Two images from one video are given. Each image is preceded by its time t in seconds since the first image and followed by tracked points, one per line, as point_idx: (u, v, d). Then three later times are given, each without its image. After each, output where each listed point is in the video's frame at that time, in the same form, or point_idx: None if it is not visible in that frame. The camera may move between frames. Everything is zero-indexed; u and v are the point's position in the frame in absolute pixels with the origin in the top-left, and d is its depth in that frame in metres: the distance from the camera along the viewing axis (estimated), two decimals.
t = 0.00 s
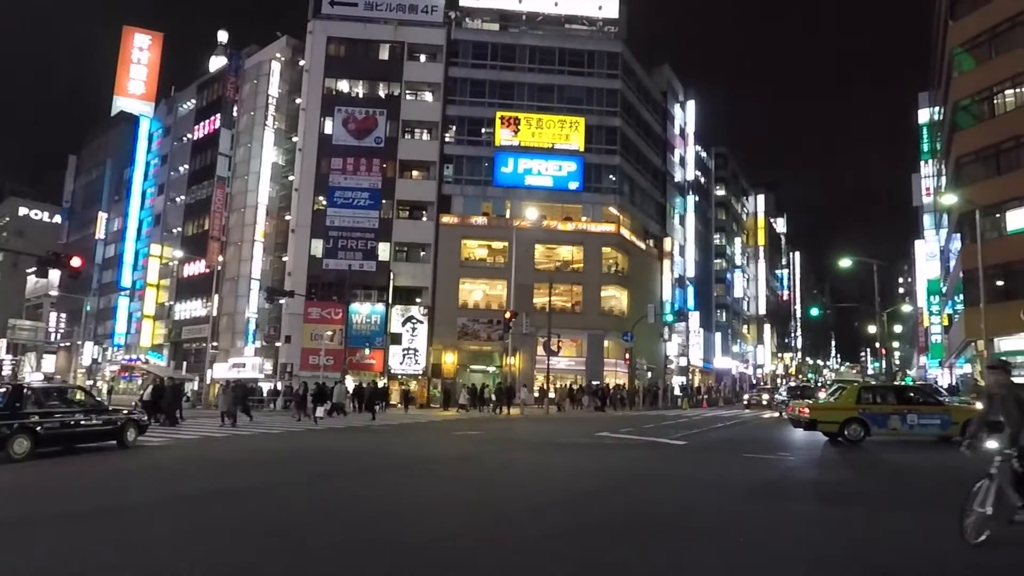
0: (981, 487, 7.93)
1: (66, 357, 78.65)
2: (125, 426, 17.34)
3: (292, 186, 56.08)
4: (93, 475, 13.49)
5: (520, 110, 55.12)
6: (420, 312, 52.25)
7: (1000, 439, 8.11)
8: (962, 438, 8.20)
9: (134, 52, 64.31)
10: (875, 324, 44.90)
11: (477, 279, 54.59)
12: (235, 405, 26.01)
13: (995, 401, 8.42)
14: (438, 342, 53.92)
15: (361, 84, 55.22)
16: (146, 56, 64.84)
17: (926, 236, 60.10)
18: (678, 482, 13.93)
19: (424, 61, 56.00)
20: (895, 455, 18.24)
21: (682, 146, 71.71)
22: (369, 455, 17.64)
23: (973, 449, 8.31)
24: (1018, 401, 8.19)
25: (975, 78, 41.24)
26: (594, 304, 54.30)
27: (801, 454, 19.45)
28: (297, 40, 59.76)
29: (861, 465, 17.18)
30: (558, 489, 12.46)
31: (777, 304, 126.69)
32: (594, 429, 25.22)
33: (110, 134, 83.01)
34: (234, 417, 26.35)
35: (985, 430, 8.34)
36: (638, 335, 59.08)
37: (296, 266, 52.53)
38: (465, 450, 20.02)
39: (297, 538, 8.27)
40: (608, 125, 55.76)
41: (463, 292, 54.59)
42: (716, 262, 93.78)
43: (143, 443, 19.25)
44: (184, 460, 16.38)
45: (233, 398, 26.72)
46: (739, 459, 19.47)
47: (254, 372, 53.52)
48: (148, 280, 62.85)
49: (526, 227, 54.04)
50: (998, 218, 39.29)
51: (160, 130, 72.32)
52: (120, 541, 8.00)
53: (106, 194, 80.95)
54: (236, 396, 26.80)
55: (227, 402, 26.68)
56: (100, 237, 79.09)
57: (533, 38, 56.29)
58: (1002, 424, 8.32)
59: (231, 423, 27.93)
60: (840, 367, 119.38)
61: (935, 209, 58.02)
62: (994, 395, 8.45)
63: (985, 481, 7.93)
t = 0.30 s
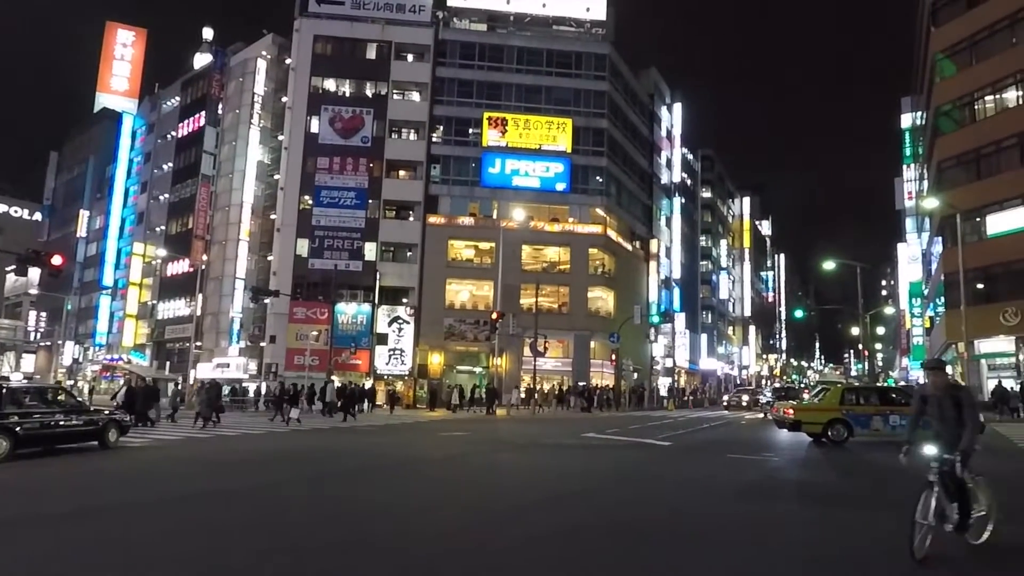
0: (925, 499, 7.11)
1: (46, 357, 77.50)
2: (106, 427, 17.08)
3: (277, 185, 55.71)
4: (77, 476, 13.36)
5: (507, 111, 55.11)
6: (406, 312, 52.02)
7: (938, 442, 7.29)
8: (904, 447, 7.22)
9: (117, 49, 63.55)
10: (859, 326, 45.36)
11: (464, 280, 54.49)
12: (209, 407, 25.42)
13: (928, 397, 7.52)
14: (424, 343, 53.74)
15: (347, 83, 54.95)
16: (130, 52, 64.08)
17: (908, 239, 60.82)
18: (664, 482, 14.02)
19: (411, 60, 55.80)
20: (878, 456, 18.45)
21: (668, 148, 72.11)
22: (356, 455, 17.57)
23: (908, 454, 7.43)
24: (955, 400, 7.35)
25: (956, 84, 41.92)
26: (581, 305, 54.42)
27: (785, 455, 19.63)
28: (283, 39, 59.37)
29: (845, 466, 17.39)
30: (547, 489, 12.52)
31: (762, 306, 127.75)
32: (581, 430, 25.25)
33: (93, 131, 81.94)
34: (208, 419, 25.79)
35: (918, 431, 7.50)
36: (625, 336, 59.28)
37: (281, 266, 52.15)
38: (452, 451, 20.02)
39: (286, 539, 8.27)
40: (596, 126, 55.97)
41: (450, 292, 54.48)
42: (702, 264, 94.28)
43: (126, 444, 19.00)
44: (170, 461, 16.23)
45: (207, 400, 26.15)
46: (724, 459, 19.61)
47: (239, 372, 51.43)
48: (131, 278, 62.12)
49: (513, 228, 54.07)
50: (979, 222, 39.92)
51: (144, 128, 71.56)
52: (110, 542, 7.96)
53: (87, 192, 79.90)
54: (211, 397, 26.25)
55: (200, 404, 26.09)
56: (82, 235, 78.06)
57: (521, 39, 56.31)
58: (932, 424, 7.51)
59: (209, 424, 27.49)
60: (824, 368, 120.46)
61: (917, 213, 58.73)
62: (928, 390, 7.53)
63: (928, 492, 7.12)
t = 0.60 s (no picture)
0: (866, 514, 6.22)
1: (32, 356, 76.70)
2: (93, 427, 16.95)
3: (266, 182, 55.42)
4: (63, 475, 13.24)
5: (498, 110, 55.08)
6: (396, 312, 52.03)
7: (875, 448, 6.40)
8: (839, 458, 6.32)
9: (105, 45, 63.13)
10: (846, 327, 45.69)
11: (455, 280, 54.40)
12: (187, 407, 25.03)
13: (862, 398, 6.64)
14: (415, 343, 53.64)
15: (338, 82, 54.70)
16: (117, 49, 63.70)
17: (896, 240, 61.31)
18: (654, 482, 14.05)
19: (402, 59, 55.63)
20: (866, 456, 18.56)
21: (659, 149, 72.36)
22: (346, 456, 17.49)
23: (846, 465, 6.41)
24: (893, 400, 6.51)
25: (944, 87, 42.31)
26: (572, 305, 54.49)
27: (774, 454, 19.74)
28: (273, 36, 59.07)
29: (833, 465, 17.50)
30: (536, 489, 12.53)
31: (751, 306, 128.44)
32: (572, 430, 25.28)
33: (80, 128, 81.24)
34: (184, 420, 25.32)
35: (853, 438, 6.61)
36: (615, 336, 59.38)
37: (271, 264, 51.88)
38: (441, 451, 19.99)
39: (276, 539, 8.24)
40: (587, 126, 56.02)
41: (440, 292, 54.36)
42: (692, 264, 94.56)
43: (113, 444, 18.84)
44: (158, 461, 16.12)
45: (184, 400, 25.73)
46: (713, 459, 19.66)
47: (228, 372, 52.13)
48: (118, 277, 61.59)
49: (504, 228, 54.04)
50: (965, 224, 40.28)
51: (132, 125, 71.05)
52: (97, 541, 7.91)
53: (74, 190, 79.16)
54: (185, 398, 25.57)
55: (181, 405, 25.73)
56: (69, 234, 77.35)
57: (512, 39, 56.28)
58: (868, 429, 6.61)
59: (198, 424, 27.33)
60: (813, 369, 121.32)
61: (905, 215, 59.18)
62: (862, 391, 6.64)
63: (870, 506, 6.26)
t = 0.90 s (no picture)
0: (779, 526, 5.80)
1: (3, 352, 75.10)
2: (67, 424, 16.62)
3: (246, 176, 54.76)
4: (37, 473, 12.99)
5: (480, 107, 54.94)
6: (377, 308, 51.86)
7: (790, 455, 6.16)
8: (754, 461, 5.86)
9: (80, 35, 61.84)
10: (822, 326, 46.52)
11: (437, 277, 54.23)
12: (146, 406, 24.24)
13: (776, 400, 6.37)
14: (396, 340, 53.47)
15: (319, 76, 54.18)
16: (93, 39, 62.46)
17: (873, 241, 62.29)
18: (635, 479, 14.14)
19: (384, 54, 55.24)
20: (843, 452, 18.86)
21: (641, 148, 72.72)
22: (327, 453, 17.37)
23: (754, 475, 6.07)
24: (806, 400, 6.20)
25: (920, 90, 43.03)
26: (553, 302, 54.59)
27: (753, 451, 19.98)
28: (252, 28, 58.37)
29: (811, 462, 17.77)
30: (520, 486, 12.54)
31: (730, 305, 129.53)
32: (555, 427, 25.37)
33: (54, 119, 79.61)
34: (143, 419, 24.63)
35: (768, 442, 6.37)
36: (597, 334, 59.61)
37: (250, 260, 51.32)
38: (423, 448, 19.93)
39: (260, 538, 8.17)
40: (570, 124, 56.08)
41: (422, 289, 54.16)
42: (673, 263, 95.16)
43: (89, 441, 18.52)
44: (134, 459, 15.87)
45: (146, 397, 25.01)
46: (693, 456, 19.84)
47: (207, 368, 52.84)
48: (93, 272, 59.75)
49: (486, 225, 53.96)
50: (940, 225, 41.02)
51: (107, 117, 69.79)
52: (78, 541, 7.79)
53: (47, 182, 77.56)
54: (151, 394, 24.92)
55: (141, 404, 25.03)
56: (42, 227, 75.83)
57: (495, 36, 56.14)
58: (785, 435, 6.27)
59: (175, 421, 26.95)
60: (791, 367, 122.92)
61: (881, 215, 60.10)
62: (773, 390, 6.38)
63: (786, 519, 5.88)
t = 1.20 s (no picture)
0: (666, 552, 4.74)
1: None
2: (39, 425, 16.25)
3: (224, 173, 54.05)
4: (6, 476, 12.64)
5: (462, 105, 54.79)
6: (358, 307, 51.55)
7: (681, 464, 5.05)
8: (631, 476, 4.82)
9: (52, 28, 60.46)
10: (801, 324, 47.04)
11: (418, 275, 53.96)
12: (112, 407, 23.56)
13: (673, 398, 5.28)
14: (377, 339, 53.19)
15: (299, 73, 53.68)
16: (66, 32, 61.14)
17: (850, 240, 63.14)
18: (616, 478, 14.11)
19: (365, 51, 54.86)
20: (821, 450, 19.04)
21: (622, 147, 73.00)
22: (307, 454, 17.18)
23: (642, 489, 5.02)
24: (704, 399, 5.11)
25: (896, 92, 43.69)
26: (535, 301, 54.56)
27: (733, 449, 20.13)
28: (231, 24, 57.70)
29: (790, 459, 17.92)
30: (502, 486, 12.45)
31: (711, 304, 130.75)
32: (538, 426, 25.37)
33: (25, 114, 77.98)
34: (112, 419, 24.03)
35: (664, 451, 5.40)
36: (579, 333, 59.79)
37: (228, 258, 50.72)
38: (404, 448, 19.82)
39: (235, 540, 7.99)
40: (551, 123, 56.09)
41: (403, 287, 53.86)
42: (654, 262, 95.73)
43: (62, 443, 18.15)
44: (108, 460, 15.55)
45: (112, 397, 24.38)
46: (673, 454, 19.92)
47: (184, 368, 51.97)
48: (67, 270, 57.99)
49: (468, 224, 53.78)
50: (915, 225, 41.67)
51: (81, 112, 68.50)
52: (43, 545, 7.54)
53: (18, 178, 75.97)
54: (116, 395, 24.29)
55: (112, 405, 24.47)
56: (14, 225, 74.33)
57: (477, 34, 56.01)
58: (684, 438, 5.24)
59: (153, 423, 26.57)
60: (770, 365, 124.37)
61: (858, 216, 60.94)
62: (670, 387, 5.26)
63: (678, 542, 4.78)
